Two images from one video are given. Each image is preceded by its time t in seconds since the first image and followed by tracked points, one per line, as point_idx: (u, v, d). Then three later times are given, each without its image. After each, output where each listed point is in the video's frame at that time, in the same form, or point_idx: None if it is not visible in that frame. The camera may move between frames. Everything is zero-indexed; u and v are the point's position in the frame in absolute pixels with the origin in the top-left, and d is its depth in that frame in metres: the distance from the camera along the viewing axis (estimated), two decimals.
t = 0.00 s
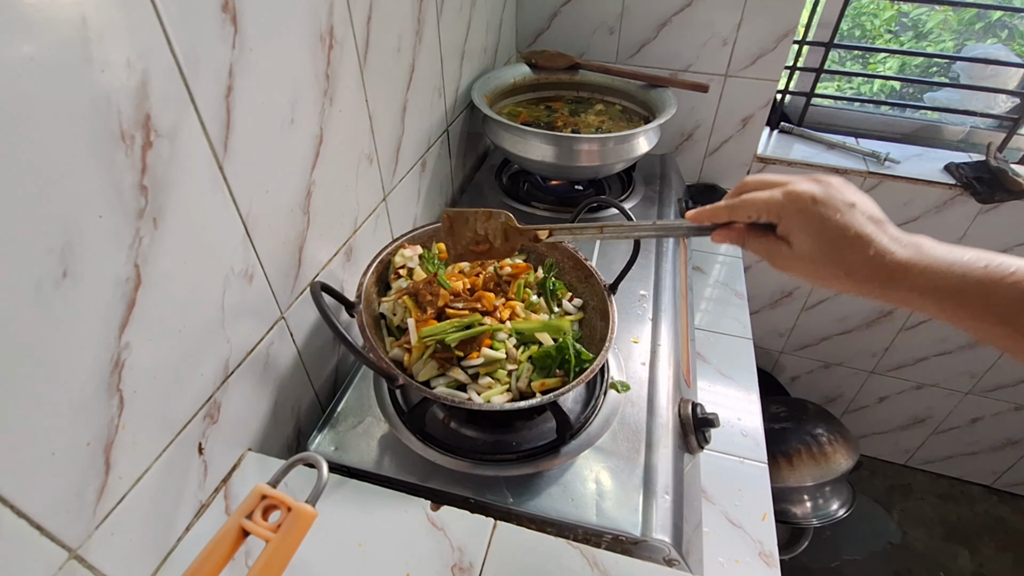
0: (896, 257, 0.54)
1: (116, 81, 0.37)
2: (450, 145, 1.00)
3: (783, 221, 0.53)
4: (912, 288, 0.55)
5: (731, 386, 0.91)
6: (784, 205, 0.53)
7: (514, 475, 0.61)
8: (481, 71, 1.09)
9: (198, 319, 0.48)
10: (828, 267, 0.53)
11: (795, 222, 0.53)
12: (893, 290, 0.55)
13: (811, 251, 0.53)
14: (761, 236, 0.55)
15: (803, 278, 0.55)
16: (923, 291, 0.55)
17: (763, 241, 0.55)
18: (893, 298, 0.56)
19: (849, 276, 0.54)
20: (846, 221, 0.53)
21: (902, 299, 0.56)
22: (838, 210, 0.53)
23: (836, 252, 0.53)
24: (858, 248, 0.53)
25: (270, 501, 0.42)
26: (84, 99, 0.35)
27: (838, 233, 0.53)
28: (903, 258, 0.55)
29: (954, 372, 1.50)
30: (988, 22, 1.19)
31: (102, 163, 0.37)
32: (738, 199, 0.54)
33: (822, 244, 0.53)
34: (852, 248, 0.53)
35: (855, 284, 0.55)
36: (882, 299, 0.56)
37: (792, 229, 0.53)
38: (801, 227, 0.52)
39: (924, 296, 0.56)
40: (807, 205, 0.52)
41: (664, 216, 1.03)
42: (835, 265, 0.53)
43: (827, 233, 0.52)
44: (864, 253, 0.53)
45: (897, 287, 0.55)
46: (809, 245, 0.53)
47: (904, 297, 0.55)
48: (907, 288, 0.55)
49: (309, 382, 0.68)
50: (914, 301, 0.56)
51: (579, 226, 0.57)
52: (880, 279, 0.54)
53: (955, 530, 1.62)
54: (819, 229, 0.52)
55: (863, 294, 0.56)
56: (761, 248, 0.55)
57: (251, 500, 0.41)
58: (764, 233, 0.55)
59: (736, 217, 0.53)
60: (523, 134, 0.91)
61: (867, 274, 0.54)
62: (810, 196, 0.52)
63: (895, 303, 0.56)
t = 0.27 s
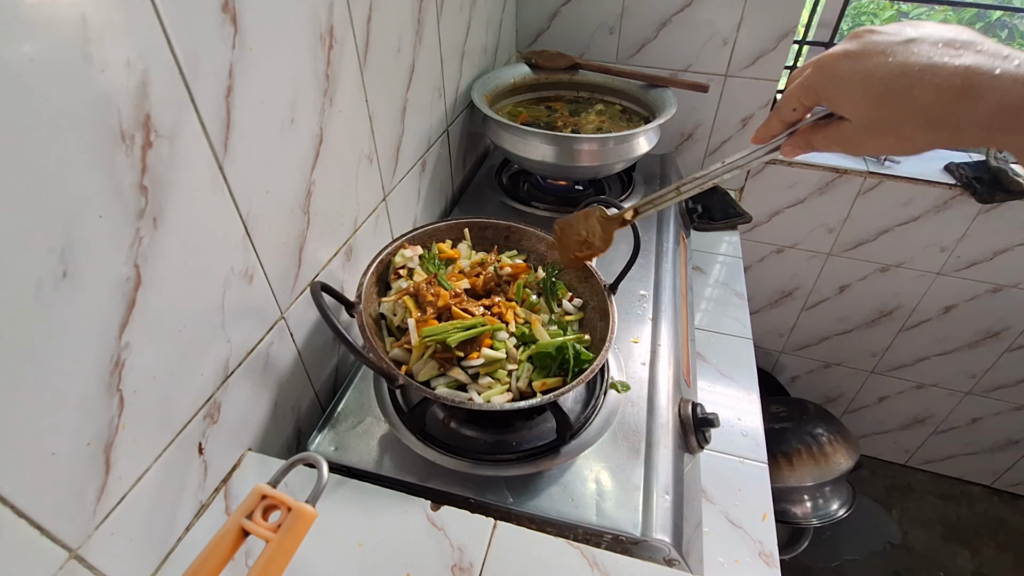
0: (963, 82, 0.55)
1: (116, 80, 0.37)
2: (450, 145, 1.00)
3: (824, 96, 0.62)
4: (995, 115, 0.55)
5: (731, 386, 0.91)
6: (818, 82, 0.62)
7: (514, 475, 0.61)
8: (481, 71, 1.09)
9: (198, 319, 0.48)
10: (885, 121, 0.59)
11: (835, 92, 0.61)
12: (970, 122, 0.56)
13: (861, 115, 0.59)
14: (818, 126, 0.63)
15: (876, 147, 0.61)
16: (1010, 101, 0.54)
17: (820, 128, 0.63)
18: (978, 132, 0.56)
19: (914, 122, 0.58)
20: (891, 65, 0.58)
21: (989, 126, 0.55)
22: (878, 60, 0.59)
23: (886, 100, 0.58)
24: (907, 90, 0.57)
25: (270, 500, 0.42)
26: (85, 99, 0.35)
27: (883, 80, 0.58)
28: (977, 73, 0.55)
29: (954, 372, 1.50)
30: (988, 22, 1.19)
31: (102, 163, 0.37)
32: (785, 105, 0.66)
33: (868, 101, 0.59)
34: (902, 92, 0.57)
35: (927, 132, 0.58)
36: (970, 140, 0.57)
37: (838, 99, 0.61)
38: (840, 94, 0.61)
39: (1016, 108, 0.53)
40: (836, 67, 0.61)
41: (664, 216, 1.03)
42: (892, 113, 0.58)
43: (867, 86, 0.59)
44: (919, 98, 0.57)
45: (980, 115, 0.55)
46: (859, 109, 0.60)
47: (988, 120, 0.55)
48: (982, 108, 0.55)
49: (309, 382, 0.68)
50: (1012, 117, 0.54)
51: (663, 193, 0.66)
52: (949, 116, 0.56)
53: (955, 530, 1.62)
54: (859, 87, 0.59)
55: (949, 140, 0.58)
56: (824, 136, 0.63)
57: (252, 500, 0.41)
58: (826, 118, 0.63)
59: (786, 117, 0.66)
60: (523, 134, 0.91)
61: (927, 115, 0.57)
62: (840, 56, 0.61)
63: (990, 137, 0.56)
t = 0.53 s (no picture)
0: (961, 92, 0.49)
1: (116, 80, 0.37)
2: (450, 145, 1.00)
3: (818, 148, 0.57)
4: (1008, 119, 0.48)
5: (731, 386, 0.91)
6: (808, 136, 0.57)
7: (514, 475, 0.61)
8: (481, 71, 1.09)
9: (198, 319, 0.48)
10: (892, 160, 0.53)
11: (829, 142, 0.56)
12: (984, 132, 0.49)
13: (864, 159, 0.54)
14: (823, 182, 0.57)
15: (898, 180, 0.54)
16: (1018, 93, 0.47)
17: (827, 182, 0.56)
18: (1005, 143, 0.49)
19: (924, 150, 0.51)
20: (876, 103, 0.53)
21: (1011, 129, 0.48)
22: (859, 99, 0.54)
23: (886, 137, 0.52)
24: (906, 126, 0.51)
25: (270, 501, 0.42)
26: (85, 99, 0.35)
27: (872, 117, 0.53)
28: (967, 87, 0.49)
29: (954, 372, 1.50)
30: (988, 21, 1.19)
31: (102, 163, 0.37)
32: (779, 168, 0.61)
33: (864, 142, 0.53)
34: (899, 122, 0.52)
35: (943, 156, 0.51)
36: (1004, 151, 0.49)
37: (831, 144, 0.56)
38: (834, 141, 0.55)
39: None
40: (822, 118, 0.56)
41: (664, 216, 1.03)
42: (897, 150, 0.52)
43: (858, 126, 0.54)
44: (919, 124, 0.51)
45: (997, 119, 0.48)
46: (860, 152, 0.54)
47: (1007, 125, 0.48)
48: (991, 115, 0.48)
49: (309, 382, 0.68)
50: None
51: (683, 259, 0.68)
52: (959, 131, 0.50)
53: (955, 530, 1.62)
54: (851, 130, 0.54)
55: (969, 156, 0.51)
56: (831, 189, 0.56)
57: (251, 500, 0.41)
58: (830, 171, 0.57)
59: (784, 180, 0.61)
60: (523, 134, 0.91)
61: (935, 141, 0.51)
62: (824, 112, 0.56)
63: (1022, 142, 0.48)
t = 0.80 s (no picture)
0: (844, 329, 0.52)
1: (116, 80, 0.37)
2: (450, 145, 1.00)
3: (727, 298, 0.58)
4: (880, 363, 0.50)
5: (731, 386, 0.91)
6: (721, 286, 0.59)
7: (515, 475, 0.61)
8: (481, 71, 1.09)
9: (198, 320, 0.48)
10: (768, 339, 0.54)
11: (735, 304, 0.57)
12: (853, 361, 0.51)
13: (754, 325, 0.55)
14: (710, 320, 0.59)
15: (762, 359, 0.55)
16: (899, 354, 0.50)
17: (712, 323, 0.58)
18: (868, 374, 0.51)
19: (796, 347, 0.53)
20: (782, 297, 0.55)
21: (880, 368, 0.50)
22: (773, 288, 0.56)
23: (776, 324, 0.54)
24: (799, 320, 0.53)
25: (270, 500, 0.42)
26: (85, 99, 0.35)
27: (775, 304, 0.55)
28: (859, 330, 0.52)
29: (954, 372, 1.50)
30: (988, 21, 1.19)
31: (102, 163, 0.37)
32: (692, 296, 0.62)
33: (757, 317, 0.55)
34: (792, 320, 0.53)
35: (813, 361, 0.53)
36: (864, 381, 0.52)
37: (738, 306, 0.57)
38: (741, 305, 0.57)
39: (900, 377, 0.49)
40: (738, 284, 0.57)
41: (664, 216, 1.03)
42: (776, 335, 0.54)
43: (760, 305, 0.55)
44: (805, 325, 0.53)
45: (867, 360, 0.51)
46: (750, 322, 0.56)
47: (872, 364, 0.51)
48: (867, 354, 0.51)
49: (309, 382, 0.68)
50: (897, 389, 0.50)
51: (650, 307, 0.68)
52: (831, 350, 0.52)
53: (955, 530, 1.62)
54: (755, 304, 0.55)
55: (833, 370, 0.53)
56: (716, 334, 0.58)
57: (252, 500, 0.41)
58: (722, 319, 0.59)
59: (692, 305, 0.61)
60: (523, 134, 0.91)
61: (812, 341, 0.52)
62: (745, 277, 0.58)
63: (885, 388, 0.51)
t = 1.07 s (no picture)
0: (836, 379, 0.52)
1: (116, 80, 0.37)
2: (450, 145, 1.00)
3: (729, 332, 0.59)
4: (864, 418, 0.50)
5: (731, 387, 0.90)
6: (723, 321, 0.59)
7: (515, 475, 0.61)
8: (481, 71, 1.09)
9: (198, 320, 0.48)
10: (754, 380, 0.54)
11: (735, 338, 0.58)
12: (837, 413, 0.51)
13: (744, 361, 0.56)
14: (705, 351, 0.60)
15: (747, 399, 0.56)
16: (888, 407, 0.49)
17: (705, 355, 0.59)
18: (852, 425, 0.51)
19: (782, 392, 0.53)
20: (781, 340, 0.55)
21: (865, 423, 0.50)
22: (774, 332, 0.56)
23: (766, 367, 0.54)
24: (788, 364, 0.53)
25: (271, 500, 0.42)
26: (85, 100, 0.35)
27: (770, 348, 0.55)
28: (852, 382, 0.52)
29: (954, 372, 1.50)
30: (988, 21, 1.19)
31: (102, 162, 0.37)
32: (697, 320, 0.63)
33: (749, 357, 0.55)
34: (784, 364, 0.54)
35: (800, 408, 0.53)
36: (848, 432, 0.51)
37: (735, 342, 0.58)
38: (738, 343, 0.57)
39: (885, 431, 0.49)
40: (740, 322, 0.58)
41: (664, 216, 1.03)
42: (763, 377, 0.54)
43: (755, 346, 0.55)
44: (795, 370, 0.53)
45: (853, 413, 0.50)
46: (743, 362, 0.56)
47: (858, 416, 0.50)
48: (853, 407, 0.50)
49: (310, 382, 0.68)
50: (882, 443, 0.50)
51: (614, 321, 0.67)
52: (817, 399, 0.51)
53: (956, 530, 1.62)
54: (751, 343, 0.56)
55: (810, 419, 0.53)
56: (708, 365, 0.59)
57: (252, 500, 0.41)
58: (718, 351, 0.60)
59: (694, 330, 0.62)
60: (523, 134, 0.91)
61: (797, 388, 0.52)
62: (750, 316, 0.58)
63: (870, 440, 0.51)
